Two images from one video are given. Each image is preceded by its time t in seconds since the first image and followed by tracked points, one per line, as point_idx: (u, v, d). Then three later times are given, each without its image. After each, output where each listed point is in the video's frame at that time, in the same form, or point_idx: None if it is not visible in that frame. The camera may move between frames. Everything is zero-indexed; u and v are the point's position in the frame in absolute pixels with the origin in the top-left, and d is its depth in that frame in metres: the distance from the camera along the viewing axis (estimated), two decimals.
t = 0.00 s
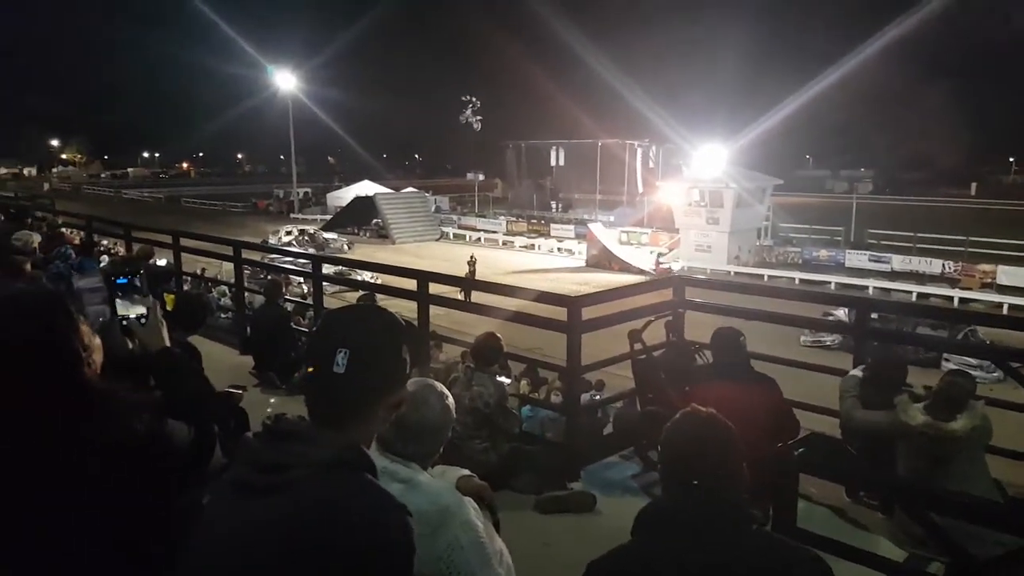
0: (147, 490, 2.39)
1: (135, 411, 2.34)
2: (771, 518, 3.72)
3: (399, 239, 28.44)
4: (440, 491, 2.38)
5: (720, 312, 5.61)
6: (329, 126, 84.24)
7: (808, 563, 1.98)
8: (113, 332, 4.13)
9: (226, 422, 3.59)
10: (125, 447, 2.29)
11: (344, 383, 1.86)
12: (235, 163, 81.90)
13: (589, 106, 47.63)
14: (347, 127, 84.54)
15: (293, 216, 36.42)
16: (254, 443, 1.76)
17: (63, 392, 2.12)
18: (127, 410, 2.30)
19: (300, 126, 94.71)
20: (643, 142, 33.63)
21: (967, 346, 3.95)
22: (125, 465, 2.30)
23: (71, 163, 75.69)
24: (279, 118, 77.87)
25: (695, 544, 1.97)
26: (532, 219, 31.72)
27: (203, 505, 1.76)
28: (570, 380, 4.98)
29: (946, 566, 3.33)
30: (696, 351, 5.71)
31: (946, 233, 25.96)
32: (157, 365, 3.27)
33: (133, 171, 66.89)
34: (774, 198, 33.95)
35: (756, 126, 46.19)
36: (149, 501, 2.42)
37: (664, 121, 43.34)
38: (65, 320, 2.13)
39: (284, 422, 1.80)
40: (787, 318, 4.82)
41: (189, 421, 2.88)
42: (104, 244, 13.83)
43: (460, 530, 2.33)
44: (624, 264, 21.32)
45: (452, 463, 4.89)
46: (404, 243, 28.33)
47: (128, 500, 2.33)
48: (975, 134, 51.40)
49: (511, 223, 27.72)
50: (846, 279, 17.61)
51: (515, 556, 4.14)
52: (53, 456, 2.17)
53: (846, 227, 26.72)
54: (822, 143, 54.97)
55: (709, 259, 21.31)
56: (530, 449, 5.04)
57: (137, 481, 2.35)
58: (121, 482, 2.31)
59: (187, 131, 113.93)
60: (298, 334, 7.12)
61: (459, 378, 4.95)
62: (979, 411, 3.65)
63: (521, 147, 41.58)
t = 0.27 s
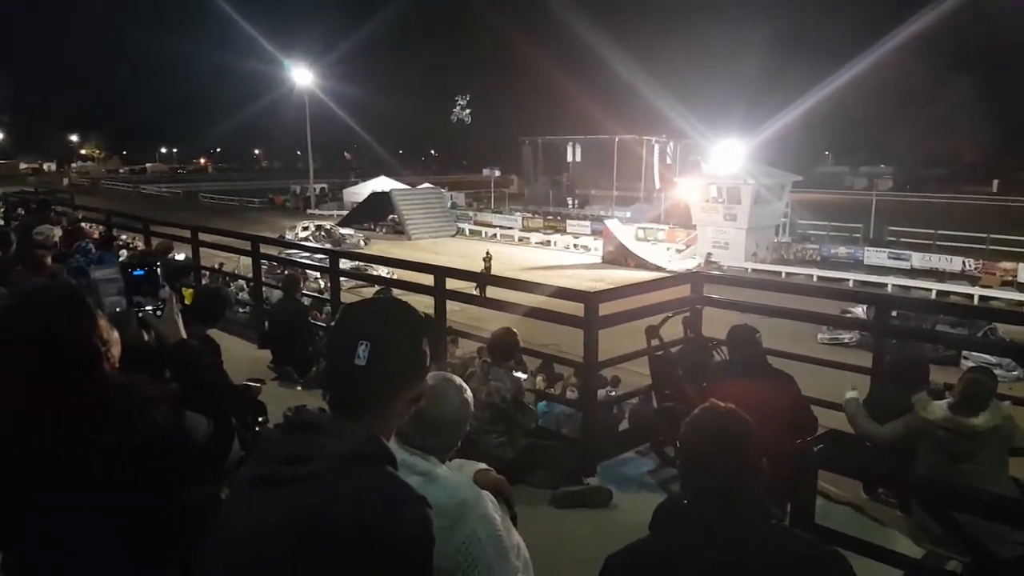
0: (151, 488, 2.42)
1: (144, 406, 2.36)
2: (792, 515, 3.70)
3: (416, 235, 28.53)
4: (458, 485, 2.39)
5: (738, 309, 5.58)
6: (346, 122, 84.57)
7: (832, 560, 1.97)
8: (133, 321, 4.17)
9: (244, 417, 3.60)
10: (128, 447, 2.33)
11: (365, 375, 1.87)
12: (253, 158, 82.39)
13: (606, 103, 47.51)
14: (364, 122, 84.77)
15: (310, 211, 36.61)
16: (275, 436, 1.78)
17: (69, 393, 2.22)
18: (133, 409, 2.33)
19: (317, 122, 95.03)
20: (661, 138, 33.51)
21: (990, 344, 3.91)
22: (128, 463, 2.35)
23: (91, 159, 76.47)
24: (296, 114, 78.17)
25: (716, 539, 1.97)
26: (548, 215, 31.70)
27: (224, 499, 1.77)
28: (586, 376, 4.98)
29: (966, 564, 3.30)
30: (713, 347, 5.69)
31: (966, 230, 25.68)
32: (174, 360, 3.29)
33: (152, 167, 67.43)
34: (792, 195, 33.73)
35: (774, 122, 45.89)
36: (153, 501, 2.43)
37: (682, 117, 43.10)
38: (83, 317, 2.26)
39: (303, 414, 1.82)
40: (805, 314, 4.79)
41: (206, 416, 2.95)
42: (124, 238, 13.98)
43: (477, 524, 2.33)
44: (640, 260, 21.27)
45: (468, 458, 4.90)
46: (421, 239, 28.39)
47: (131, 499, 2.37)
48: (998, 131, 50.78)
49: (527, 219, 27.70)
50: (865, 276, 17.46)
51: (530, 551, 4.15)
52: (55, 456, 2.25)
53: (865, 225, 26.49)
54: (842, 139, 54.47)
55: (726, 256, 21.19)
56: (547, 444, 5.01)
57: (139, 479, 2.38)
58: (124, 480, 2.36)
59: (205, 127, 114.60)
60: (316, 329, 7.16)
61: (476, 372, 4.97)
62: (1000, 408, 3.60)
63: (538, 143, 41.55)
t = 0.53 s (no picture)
0: (151, 488, 2.40)
1: (153, 398, 2.35)
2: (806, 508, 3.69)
3: (428, 227, 28.54)
4: (472, 476, 2.40)
5: (751, 302, 5.55)
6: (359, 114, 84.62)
7: (848, 554, 1.96)
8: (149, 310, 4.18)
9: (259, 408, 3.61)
10: (125, 447, 2.30)
11: (380, 364, 1.88)
12: (266, 150, 82.58)
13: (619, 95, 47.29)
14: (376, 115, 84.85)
15: (322, 203, 36.68)
16: (292, 425, 1.79)
17: (70, 392, 2.23)
18: (138, 403, 2.32)
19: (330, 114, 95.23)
20: (674, 131, 33.34)
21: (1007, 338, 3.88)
22: (125, 462, 2.32)
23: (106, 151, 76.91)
24: (309, 106, 78.33)
25: (730, 531, 1.97)
26: (560, 208, 31.64)
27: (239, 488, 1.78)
28: (599, 368, 4.98)
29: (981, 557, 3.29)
30: (726, 341, 5.67)
31: (983, 224, 25.44)
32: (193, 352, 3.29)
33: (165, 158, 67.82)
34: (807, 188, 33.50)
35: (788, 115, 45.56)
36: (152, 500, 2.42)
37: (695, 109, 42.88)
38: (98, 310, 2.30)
39: (320, 403, 1.84)
40: (819, 308, 4.76)
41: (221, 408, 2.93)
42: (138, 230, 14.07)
43: (491, 514, 2.33)
44: (652, 254, 21.19)
45: (481, 449, 4.91)
46: (433, 232, 28.41)
47: (130, 497, 2.36)
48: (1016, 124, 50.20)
49: (539, 212, 27.68)
50: (879, 270, 17.33)
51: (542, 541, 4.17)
52: (55, 456, 2.27)
53: (879, 218, 26.27)
54: (856, 132, 54.04)
55: (739, 250, 21.06)
56: (559, 436, 5.00)
57: (137, 480, 2.35)
58: (123, 481, 2.34)
59: (218, 118, 115.07)
60: (330, 320, 7.18)
61: (489, 364, 4.97)
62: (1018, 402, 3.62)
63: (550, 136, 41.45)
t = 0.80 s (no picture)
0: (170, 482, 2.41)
1: (174, 388, 2.38)
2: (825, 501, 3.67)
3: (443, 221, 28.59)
4: (490, 467, 2.40)
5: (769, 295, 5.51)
6: (374, 108, 84.87)
7: (867, 546, 1.95)
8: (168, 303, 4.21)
9: (277, 399, 3.64)
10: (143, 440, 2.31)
11: (398, 353, 1.89)
12: (282, 145, 82.97)
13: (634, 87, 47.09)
14: (391, 108, 84.94)
15: (338, 197, 36.86)
16: (312, 416, 1.81)
17: (91, 382, 2.26)
18: (161, 392, 2.34)
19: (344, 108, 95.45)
20: (690, 123, 33.13)
21: None
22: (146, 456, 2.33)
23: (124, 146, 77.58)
24: (324, 100, 78.57)
25: (747, 522, 1.96)
26: (575, 201, 31.56)
27: (260, 478, 1.80)
28: (614, 360, 4.97)
29: (1002, 550, 3.26)
30: (744, 333, 5.63)
31: (1004, 216, 25.07)
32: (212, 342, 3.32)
33: (183, 153, 68.33)
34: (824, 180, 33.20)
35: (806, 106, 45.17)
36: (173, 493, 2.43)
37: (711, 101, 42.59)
38: (116, 300, 2.35)
39: (339, 394, 1.86)
40: (836, 300, 4.72)
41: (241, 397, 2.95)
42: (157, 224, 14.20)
43: (509, 504, 2.33)
44: (668, 247, 21.10)
45: (497, 442, 4.91)
46: (447, 225, 28.44)
47: (151, 490, 2.36)
48: None
49: (554, 205, 27.62)
50: (898, 263, 17.15)
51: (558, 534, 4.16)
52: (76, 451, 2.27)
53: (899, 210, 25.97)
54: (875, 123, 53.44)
55: (756, 243, 20.88)
56: (574, 429, 5.02)
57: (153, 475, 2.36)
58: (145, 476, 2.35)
59: (234, 113, 115.68)
60: (346, 313, 7.21)
61: (506, 356, 4.98)
62: None
63: (565, 129, 41.35)
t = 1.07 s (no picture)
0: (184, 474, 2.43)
1: (188, 380, 2.41)
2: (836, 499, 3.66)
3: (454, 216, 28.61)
4: (502, 461, 2.41)
5: (781, 292, 5.49)
6: (386, 103, 84.93)
7: (878, 543, 1.95)
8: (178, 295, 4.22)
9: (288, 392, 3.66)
10: (158, 431, 2.34)
11: (409, 346, 1.89)
12: (294, 140, 83.18)
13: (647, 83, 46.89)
14: (403, 103, 85.01)
15: (350, 193, 36.91)
16: (324, 410, 1.82)
17: (107, 373, 2.29)
18: (176, 386, 2.36)
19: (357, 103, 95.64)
20: (703, 119, 32.99)
21: None
22: (161, 448, 2.36)
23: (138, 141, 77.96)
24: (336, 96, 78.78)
25: (757, 518, 1.96)
26: (587, 197, 31.49)
27: (272, 471, 1.81)
28: (626, 357, 4.96)
29: (1015, 549, 3.24)
30: (756, 330, 5.61)
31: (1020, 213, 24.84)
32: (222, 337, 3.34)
33: (196, 148, 68.71)
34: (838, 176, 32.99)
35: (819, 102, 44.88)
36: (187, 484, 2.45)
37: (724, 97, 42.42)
38: (124, 294, 2.36)
39: (351, 388, 1.87)
40: (849, 296, 4.68)
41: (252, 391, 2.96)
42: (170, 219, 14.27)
43: (521, 499, 2.34)
44: (680, 243, 21.05)
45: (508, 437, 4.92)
46: (459, 221, 28.46)
47: (165, 481, 2.38)
48: None
49: (566, 201, 27.59)
50: (912, 260, 17.04)
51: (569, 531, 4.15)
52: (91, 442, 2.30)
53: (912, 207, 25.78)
54: (889, 119, 53.07)
55: (769, 239, 20.79)
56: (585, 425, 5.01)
57: (168, 466, 2.38)
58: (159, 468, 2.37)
59: (247, 108, 116.18)
60: (358, 308, 7.23)
61: (516, 352, 4.98)
62: None
63: (577, 124, 41.26)
